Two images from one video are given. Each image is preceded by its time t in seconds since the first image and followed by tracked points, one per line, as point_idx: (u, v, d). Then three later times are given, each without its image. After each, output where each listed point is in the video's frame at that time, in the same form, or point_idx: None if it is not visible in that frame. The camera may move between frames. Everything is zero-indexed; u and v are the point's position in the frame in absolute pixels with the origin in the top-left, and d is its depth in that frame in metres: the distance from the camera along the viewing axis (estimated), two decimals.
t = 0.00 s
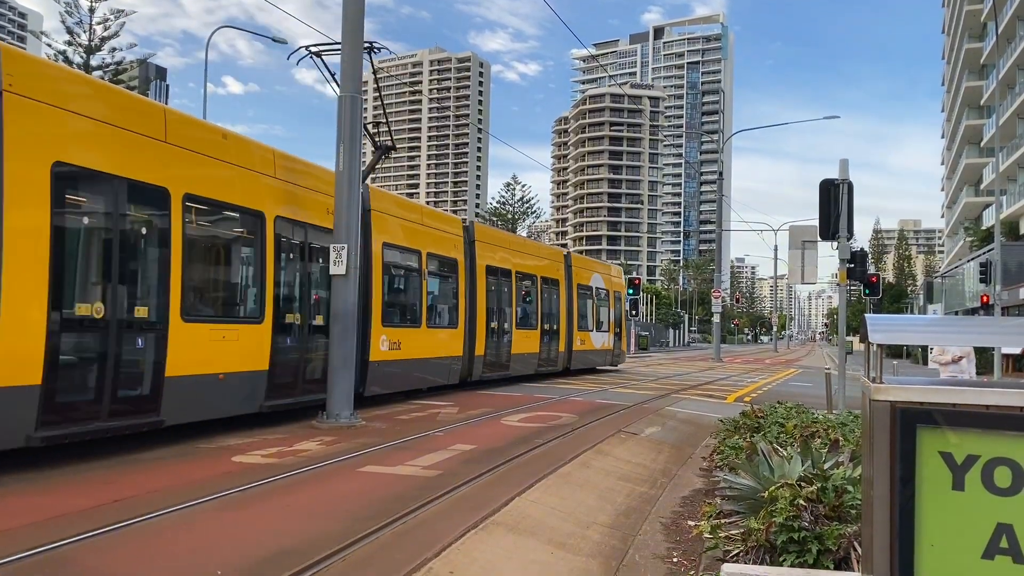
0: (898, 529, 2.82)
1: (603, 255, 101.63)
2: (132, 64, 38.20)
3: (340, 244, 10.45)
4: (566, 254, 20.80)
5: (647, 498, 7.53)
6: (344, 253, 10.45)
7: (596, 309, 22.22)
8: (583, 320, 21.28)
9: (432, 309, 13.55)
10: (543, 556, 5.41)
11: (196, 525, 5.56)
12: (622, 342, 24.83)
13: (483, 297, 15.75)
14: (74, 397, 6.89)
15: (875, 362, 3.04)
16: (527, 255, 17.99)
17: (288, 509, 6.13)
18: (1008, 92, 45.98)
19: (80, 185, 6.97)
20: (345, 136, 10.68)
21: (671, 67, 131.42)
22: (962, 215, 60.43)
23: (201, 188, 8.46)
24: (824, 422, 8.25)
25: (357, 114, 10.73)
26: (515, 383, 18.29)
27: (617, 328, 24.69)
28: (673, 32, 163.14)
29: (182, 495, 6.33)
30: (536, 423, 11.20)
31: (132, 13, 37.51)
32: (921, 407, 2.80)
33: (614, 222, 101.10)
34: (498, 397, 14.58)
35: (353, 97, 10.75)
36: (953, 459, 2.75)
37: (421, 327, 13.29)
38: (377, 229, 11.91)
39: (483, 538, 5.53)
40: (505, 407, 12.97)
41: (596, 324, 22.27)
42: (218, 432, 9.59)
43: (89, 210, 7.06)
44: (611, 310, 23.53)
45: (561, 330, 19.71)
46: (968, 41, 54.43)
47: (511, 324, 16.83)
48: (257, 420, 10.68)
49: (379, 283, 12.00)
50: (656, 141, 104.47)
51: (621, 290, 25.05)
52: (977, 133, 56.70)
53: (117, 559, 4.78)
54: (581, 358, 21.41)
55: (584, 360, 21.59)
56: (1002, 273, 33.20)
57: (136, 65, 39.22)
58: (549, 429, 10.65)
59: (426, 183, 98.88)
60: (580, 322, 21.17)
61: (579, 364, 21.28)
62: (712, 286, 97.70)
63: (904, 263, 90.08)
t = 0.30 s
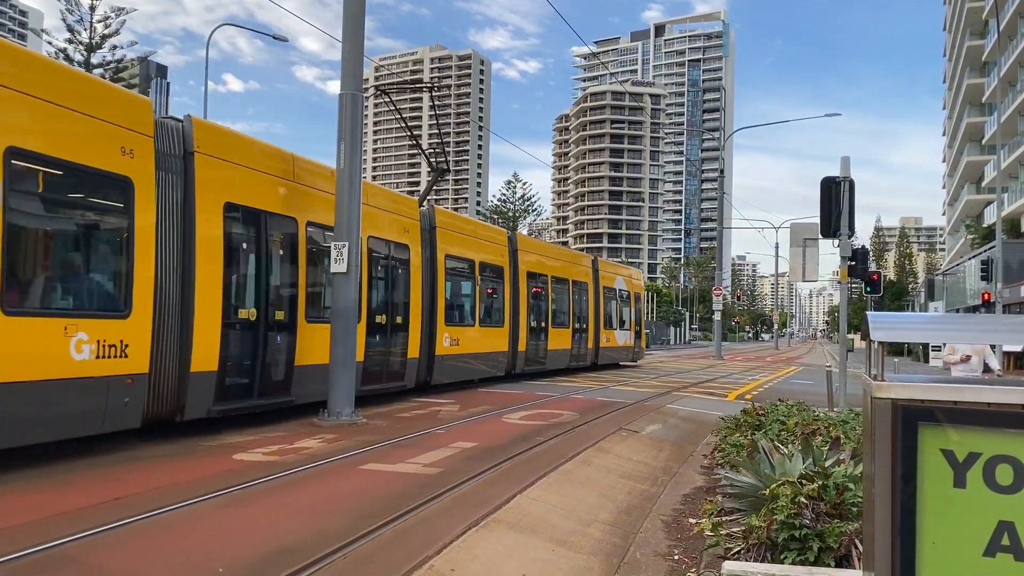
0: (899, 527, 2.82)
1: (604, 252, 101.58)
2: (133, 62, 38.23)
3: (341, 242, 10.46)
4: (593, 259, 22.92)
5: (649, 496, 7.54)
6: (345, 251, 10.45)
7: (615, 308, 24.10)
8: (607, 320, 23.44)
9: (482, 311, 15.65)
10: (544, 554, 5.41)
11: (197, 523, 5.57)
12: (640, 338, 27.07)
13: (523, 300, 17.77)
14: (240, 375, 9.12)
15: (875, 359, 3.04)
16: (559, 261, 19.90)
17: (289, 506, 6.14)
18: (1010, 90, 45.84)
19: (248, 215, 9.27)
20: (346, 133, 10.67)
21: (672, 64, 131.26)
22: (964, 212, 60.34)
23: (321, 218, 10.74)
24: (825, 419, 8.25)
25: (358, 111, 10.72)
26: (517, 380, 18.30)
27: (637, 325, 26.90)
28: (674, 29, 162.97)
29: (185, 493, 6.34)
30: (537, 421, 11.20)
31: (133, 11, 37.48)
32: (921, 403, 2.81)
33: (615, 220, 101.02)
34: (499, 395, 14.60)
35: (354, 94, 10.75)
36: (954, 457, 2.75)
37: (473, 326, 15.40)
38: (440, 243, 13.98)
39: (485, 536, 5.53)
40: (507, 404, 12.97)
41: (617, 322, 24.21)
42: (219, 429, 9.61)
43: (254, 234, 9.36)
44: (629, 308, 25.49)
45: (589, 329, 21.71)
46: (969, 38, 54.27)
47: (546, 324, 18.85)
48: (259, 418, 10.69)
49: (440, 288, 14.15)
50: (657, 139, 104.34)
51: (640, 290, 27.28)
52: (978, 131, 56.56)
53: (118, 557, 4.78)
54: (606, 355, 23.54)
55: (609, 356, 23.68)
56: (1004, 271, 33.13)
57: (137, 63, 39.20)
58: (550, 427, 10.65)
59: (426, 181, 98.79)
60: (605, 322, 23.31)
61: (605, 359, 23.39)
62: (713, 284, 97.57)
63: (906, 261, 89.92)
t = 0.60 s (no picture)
0: (900, 527, 2.82)
1: (605, 250, 101.55)
2: (133, 60, 38.22)
3: (342, 241, 10.48)
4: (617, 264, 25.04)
5: (650, 494, 7.55)
6: (346, 250, 10.47)
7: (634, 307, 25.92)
8: (631, 319, 25.48)
9: (525, 311, 17.65)
10: (546, 552, 5.42)
11: (197, 522, 5.56)
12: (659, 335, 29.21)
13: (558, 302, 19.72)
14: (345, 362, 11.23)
15: (876, 358, 3.03)
16: (589, 266, 21.82)
17: (290, 505, 6.13)
18: (1011, 87, 45.76)
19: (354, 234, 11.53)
20: (347, 132, 10.67)
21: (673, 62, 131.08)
22: (965, 210, 60.29)
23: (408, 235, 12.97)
24: (826, 417, 8.25)
25: (359, 110, 10.71)
26: (518, 378, 18.30)
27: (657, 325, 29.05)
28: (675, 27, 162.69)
29: (185, 492, 6.34)
30: (539, 419, 11.19)
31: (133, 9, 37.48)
32: (923, 402, 2.80)
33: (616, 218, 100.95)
34: (500, 393, 14.59)
35: (355, 92, 10.74)
36: (956, 455, 2.75)
37: (518, 324, 17.38)
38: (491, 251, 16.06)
39: (485, 534, 5.53)
40: (508, 402, 12.96)
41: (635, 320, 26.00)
42: (220, 427, 9.61)
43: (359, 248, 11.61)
44: (649, 309, 27.47)
45: (615, 328, 23.69)
46: (971, 36, 54.16)
47: (578, 322, 20.78)
48: (260, 416, 10.70)
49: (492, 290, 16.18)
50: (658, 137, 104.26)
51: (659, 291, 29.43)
52: (980, 129, 56.49)
53: (119, 556, 4.79)
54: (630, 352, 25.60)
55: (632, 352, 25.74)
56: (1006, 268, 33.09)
57: (138, 61, 39.21)
58: (551, 425, 10.65)
59: (427, 179, 98.79)
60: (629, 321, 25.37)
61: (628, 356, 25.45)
62: (714, 282, 97.43)
63: (908, 259, 89.73)
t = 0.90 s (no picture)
0: (902, 524, 2.82)
1: (606, 249, 101.54)
2: (134, 58, 38.27)
3: (343, 239, 10.47)
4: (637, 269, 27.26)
5: (651, 492, 7.55)
6: (347, 248, 10.47)
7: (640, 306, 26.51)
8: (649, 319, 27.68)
9: (561, 312, 19.65)
10: (547, 550, 5.44)
11: (199, 520, 5.56)
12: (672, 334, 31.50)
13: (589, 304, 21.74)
14: (424, 358, 13.31)
15: (878, 357, 3.02)
16: (613, 270, 24.02)
17: (291, 504, 6.13)
18: (1012, 86, 45.77)
19: (433, 250, 13.67)
20: (348, 130, 10.65)
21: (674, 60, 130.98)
22: (967, 209, 60.21)
23: (465, 245, 15.04)
24: (827, 416, 8.25)
25: (360, 109, 10.70)
26: (519, 376, 18.29)
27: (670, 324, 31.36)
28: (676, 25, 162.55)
29: (186, 490, 6.34)
30: (540, 417, 11.19)
31: (135, 8, 37.63)
32: (924, 400, 2.81)
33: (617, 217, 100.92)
34: (501, 392, 14.59)
35: (356, 91, 10.74)
36: (958, 454, 2.75)
37: (556, 324, 19.35)
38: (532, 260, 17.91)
39: (486, 533, 5.53)
40: (508, 401, 12.96)
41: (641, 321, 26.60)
42: (220, 426, 9.60)
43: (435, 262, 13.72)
44: (666, 310, 29.88)
45: (637, 326, 25.89)
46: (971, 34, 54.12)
47: (606, 322, 22.79)
48: (261, 415, 10.70)
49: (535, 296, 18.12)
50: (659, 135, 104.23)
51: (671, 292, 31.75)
52: (981, 127, 56.44)
53: (120, 555, 4.78)
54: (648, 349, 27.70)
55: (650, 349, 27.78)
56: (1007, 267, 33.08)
57: (138, 60, 39.23)
58: (552, 424, 10.63)
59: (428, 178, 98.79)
60: (648, 320, 27.57)
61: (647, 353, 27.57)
62: (715, 280, 97.32)
63: (909, 257, 89.60)
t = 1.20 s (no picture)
0: (904, 522, 2.82)
1: (607, 247, 101.52)
2: (134, 57, 38.24)
3: (344, 238, 10.46)
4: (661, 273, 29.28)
5: (652, 491, 7.56)
6: (348, 248, 10.45)
7: (648, 305, 26.90)
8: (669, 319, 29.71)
9: (593, 313, 21.53)
10: (549, 548, 5.44)
11: (200, 518, 5.57)
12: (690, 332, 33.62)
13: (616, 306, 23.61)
14: (481, 355, 15.43)
15: (879, 354, 3.00)
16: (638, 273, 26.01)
17: (293, 502, 6.14)
18: (1014, 84, 45.78)
19: (488, 260, 15.70)
20: (349, 130, 10.65)
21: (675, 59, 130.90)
22: (968, 207, 60.19)
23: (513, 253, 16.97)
24: (828, 414, 8.25)
25: (361, 107, 10.70)
26: (519, 375, 18.28)
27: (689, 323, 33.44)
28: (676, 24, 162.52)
29: (187, 489, 6.33)
30: (541, 416, 11.19)
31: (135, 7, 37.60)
32: (925, 399, 2.81)
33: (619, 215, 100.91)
34: (502, 391, 14.57)
35: (357, 89, 10.74)
36: (959, 452, 2.75)
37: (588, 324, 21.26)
38: (570, 266, 19.88)
39: (487, 531, 5.53)
40: (509, 400, 12.96)
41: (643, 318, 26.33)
42: (221, 425, 9.61)
43: (489, 272, 15.77)
44: (682, 310, 31.75)
45: (658, 326, 27.91)
46: (973, 33, 54.07)
47: (630, 322, 24.73)
48: (261, 413, 10.70)
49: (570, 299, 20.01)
50: (660, 134, 104.21)
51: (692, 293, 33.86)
52: (983, 125, 56.41)
53: (121, 554, 4.79)
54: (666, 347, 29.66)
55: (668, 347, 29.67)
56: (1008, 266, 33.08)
57: (139, 59, 39.18)
58: (553, 423, 10.62)
59: (429, 177, 98.73)
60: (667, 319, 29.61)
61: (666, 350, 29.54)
62: (717, 279, 97.18)
63: (910, 256, 89.55)
